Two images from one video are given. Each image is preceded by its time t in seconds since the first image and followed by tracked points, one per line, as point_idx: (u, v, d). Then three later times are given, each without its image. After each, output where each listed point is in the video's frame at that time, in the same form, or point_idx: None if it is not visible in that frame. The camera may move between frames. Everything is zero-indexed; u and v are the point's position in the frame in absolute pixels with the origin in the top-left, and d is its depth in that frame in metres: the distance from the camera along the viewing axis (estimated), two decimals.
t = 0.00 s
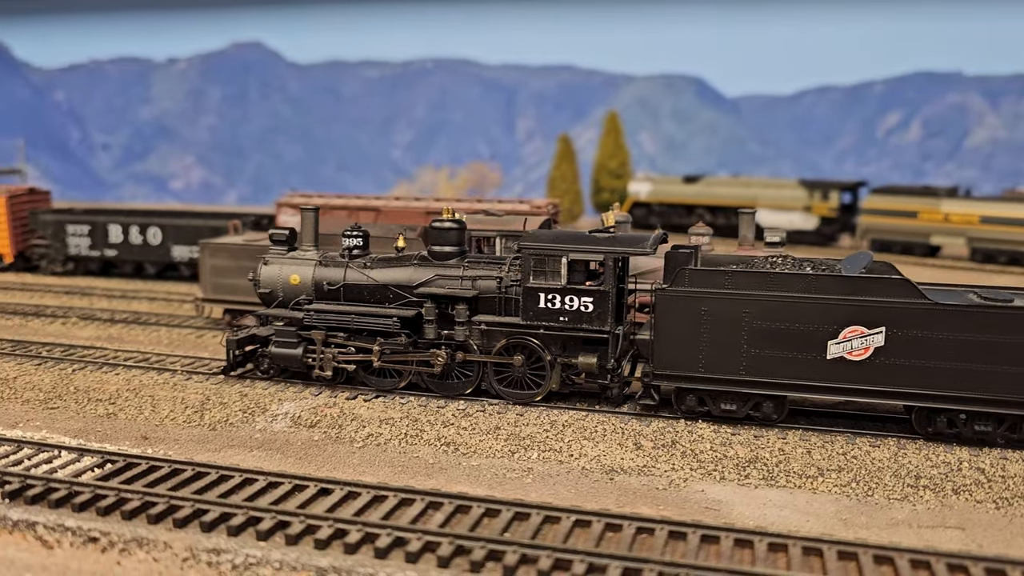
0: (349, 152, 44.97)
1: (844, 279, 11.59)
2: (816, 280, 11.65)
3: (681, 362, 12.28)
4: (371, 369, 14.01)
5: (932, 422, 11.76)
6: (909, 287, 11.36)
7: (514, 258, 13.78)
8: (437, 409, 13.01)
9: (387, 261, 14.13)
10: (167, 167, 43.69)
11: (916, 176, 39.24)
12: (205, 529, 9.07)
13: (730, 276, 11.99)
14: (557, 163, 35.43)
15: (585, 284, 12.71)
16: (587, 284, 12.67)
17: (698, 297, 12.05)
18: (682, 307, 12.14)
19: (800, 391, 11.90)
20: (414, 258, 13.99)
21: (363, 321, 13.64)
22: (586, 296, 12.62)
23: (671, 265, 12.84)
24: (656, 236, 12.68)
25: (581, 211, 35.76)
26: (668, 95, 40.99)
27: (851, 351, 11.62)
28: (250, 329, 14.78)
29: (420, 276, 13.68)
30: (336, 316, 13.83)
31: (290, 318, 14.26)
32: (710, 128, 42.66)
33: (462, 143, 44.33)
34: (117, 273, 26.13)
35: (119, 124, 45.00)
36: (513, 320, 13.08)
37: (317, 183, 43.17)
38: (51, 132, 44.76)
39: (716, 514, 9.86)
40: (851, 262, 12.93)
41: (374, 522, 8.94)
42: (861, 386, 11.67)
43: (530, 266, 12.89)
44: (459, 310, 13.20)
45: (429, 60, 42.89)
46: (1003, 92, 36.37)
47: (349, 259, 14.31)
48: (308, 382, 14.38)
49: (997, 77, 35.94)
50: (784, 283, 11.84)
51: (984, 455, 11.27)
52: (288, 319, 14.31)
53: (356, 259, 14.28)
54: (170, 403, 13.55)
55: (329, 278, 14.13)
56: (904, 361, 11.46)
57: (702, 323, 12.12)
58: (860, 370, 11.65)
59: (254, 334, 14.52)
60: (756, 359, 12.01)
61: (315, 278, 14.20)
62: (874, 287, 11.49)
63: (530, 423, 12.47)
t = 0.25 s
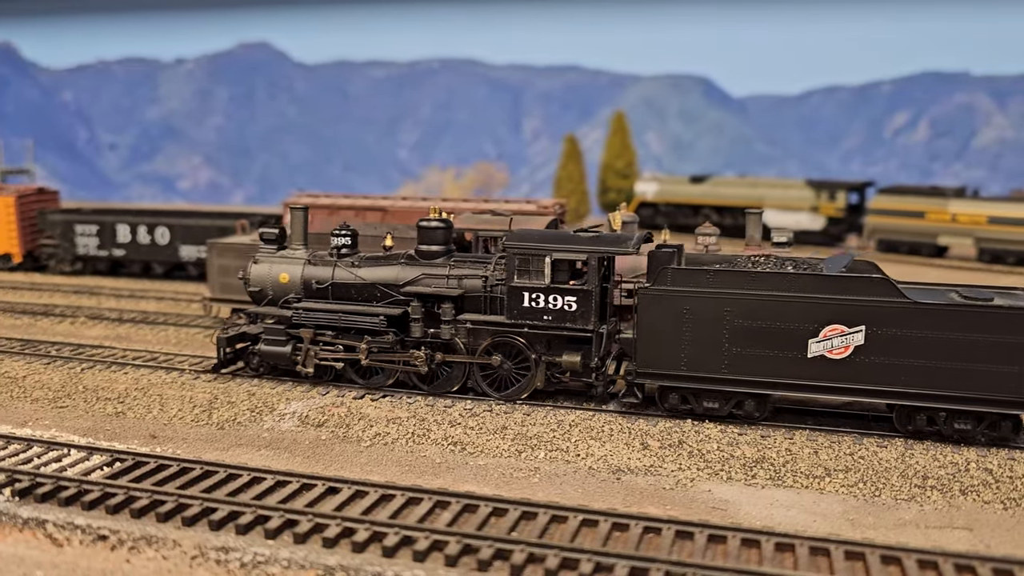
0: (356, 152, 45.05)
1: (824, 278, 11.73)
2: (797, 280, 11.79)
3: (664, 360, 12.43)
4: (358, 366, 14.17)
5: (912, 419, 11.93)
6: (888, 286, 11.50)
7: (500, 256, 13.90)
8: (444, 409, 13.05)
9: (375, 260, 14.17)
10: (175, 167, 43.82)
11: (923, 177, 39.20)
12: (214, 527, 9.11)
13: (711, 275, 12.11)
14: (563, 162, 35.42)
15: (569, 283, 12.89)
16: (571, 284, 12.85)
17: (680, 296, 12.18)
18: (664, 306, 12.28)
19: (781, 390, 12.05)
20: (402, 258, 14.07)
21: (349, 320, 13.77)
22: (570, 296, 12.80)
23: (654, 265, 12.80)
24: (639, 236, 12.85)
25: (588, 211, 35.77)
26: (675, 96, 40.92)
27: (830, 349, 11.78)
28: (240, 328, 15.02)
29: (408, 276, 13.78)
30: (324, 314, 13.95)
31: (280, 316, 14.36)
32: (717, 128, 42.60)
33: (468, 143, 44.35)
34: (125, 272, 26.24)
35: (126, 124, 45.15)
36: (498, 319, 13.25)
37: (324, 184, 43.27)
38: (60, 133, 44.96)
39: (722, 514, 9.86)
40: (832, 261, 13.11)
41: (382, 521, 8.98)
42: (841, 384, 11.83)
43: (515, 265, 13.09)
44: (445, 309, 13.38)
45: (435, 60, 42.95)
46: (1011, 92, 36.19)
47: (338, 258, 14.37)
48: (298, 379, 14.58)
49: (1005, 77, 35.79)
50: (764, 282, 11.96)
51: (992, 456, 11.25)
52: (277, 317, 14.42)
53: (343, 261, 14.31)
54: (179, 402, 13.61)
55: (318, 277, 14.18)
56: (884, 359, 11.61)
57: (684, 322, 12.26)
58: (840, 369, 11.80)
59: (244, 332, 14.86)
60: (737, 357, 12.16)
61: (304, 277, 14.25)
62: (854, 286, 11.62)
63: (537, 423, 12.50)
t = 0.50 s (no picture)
0: (364, 153, 45.13)
1: (800, 278, 11.79)
2: (774, 278, 11.87)
3: (642, 359, 12.52)
4: (343, 364, 14.35)
5: (888, 417, 11.99)
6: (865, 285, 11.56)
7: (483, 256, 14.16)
8: (452, 408, 13.08)
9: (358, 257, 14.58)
10: (184, 167, 43.94)
11: (931, 177, 39.17)
12: (224, 525, 9.17)
13: (689, 273, 12.22)
14: (571, 162, 35.44)
15: (549, 282, 13.04)
16: (551, 283, 12.98)
17: (658, 294, 12.27)
18: (642, 305, 12.38)
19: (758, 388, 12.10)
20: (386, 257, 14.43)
21: (334, 318, 13.99)
22: (550, 294, 12.95)
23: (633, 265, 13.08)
24: (619, 235, 12.98)
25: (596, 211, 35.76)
26: (683, 96, 40.83)
27: (807, 347, 11.84)
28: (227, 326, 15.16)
29: (392, 274, 14.10)
30: (310, 311, 14.18)
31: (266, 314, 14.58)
32: (725, 128, 42.52)
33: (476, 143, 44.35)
34: (134, 272, 26.35)
35: (135, 124, 45.26)
36: (479, 317, 13.45)
37: (332, 184, 43.35)
38: (69, 133, 45.14)
39: (730, 514, 9.86)
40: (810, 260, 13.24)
41: (391, 519, 9.02)
42: (817, 383, 11.88)
43: (496, 264, 13.24)
44: (428, 307, 13.58)
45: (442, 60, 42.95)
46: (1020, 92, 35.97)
47: (324, 257, 14.75)
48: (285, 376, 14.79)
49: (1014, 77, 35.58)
50: (740, 281, 12.05)
51: (1000, 457, 11.23)
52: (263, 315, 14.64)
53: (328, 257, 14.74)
54: (188, 401, 13.67)
55: (304, 276, 14.56)
56: (861, 357, 11.65)
57: (661, 321, 12.36)
58: (817, 367, 11.85)
59: (231, 330, 14.90)
60: (714, 356, 12.21)
61: (290, 275, 14.62)
62: (828, 285, 11.69)
63: (544, 422, 12.52)
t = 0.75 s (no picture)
0: (371, 153, 45.20)
1: (781, 276, 11.87)
2: (755, 277, 11.96)
3: (625, 357, 12.60)
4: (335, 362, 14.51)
5: (870, 415, 12.10)
6: (846, 284, 11.65)
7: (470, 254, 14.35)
8: (460, 408, 13.11)
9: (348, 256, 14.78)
10: (191, 167, 44.08)
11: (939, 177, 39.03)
12: (234, 523, 9.20)
13: (672, 272, 12.30)
14: (578, 162, 35.47)
15: (535, 280, 13.16)
16: (537, 282, 13.11)
17: (641, 293, 12.35)
18: (626, 303, 12.47)
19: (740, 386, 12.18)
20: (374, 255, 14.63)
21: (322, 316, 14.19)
22: (535, 292, 13.07)
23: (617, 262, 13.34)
24: (603, 235, 13.17)
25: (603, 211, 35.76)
26: (690, 96, 40.75)
27: (788, 346, 11.93)
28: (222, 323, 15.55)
29: (380, 272, 14.30)
30: (299, 308, 14.39)
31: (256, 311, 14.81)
32: (732, 128, 42.51)
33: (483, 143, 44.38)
34: (143, 272, 26.45)
35: (144, 124, 45.59)
36: (465, 316, 13.60)
37: (339, 184, 43.42)
38: (78, 132, 45.44)
39: (737, 514, 9.87)
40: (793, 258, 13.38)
41: (400, 518, 9.06)
42: (799, 381, 11.96)
43: (483, 262, 13.37)
44: (415, 306, 13.75)
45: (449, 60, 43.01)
46: None
47: (314, 256, 15.02)
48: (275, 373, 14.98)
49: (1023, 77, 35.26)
50: (722, 280, 12.13)
51: (1009, 457, 11.22)
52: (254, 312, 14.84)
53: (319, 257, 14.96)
54: (197, 400, 13.72)
55: (294, 274, 14.84)
56: (842, 356, 11.74)
57: (644, 319, 12.44)
58: (799, 365, 11.93)
59: (224, 327, 15.28)
60: (697, 354, 12.29)
61: (281, 274, 14.93)
62: (809, 284, 11.78)
63: (551, 422, 12.54)
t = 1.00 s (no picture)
0: (379, 152, 45.26)
1: (760, 275, 11.87)
2: (735, 276, 11.97)
3: (607, 354, 12.66)
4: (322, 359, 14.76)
5: (849, 413, 12.14)
6: (824, 282, 11.66)
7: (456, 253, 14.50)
8: (468, 407, 13.14)
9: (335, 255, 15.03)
10: (200, 167, 44.22)
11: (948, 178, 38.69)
12: (244, 521, 9.27)
13: (653, 271, 12.32)
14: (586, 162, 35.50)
15: (518, 279, 13.23)
16: (520, 279, 13.19)
17: (622, 291, 12.40)
18: (607, 301, 12.51)
19: (721, 383, 12.24)
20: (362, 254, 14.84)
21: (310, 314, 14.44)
22: (518, 290, 13.16)
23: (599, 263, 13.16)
24: (587, 233, 13.27)
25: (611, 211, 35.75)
26: (698, 96, 40.70)
27: (767, 344, 11.95)
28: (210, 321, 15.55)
29: (367, 270, 14.50)
30: (288, 306, 14.64)
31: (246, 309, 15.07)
32: (740, 128, 42.49)
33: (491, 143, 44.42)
34: (153, 271, 26.56)
35: (153, 124, 45.78)
36: (450, 313, 13.74)
37: (347, 184, 43.50)
38: (88, 132, 45.67)
39: (746, 514, 9.88)
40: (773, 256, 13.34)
41: (409, 516, 9.10)
42: (778, 378, 12.00)
43: (467, 261, 13.46)
44: (401, 304, 13.93)
45: (457, 60, 43.01)
46: None
47: (303, 254, 15.26)
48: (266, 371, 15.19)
49: None
50: (702, 278, 12.15)
51: (1018, 458, 11.19)
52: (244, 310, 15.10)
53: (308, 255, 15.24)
54: (206, 399, 13.79)
55: (283, 272, 15.06)
56: (820, 354, 11.77)
57: (626, 317, 12.48)
58: (778, 363, 11.97)
59: (213, 325, 15.31)
60: (678, 351, 12.34)
61: (270, 271, 15.17)
62: (788, 282, 11.79)
63: (560, 422, 12.57)
